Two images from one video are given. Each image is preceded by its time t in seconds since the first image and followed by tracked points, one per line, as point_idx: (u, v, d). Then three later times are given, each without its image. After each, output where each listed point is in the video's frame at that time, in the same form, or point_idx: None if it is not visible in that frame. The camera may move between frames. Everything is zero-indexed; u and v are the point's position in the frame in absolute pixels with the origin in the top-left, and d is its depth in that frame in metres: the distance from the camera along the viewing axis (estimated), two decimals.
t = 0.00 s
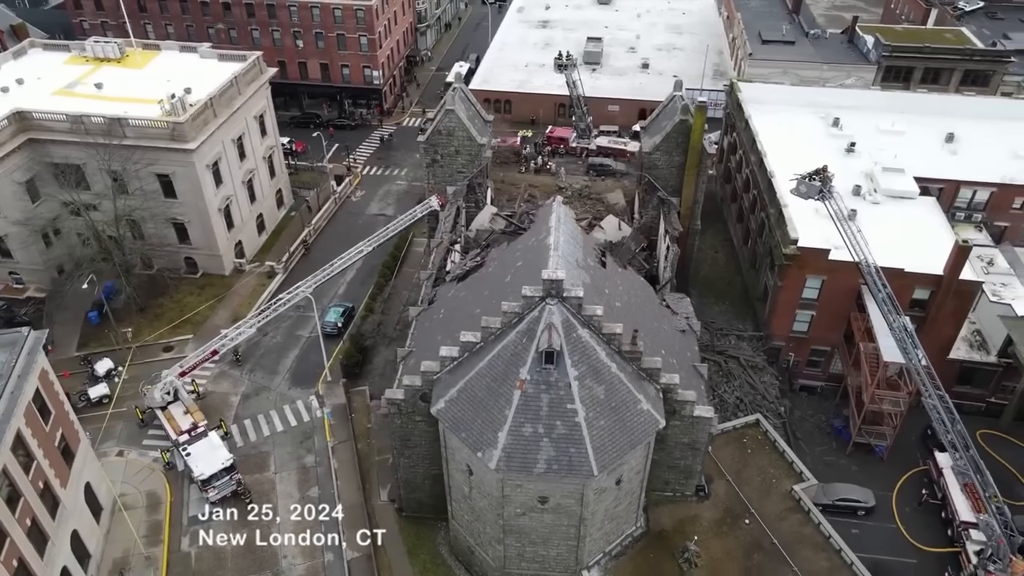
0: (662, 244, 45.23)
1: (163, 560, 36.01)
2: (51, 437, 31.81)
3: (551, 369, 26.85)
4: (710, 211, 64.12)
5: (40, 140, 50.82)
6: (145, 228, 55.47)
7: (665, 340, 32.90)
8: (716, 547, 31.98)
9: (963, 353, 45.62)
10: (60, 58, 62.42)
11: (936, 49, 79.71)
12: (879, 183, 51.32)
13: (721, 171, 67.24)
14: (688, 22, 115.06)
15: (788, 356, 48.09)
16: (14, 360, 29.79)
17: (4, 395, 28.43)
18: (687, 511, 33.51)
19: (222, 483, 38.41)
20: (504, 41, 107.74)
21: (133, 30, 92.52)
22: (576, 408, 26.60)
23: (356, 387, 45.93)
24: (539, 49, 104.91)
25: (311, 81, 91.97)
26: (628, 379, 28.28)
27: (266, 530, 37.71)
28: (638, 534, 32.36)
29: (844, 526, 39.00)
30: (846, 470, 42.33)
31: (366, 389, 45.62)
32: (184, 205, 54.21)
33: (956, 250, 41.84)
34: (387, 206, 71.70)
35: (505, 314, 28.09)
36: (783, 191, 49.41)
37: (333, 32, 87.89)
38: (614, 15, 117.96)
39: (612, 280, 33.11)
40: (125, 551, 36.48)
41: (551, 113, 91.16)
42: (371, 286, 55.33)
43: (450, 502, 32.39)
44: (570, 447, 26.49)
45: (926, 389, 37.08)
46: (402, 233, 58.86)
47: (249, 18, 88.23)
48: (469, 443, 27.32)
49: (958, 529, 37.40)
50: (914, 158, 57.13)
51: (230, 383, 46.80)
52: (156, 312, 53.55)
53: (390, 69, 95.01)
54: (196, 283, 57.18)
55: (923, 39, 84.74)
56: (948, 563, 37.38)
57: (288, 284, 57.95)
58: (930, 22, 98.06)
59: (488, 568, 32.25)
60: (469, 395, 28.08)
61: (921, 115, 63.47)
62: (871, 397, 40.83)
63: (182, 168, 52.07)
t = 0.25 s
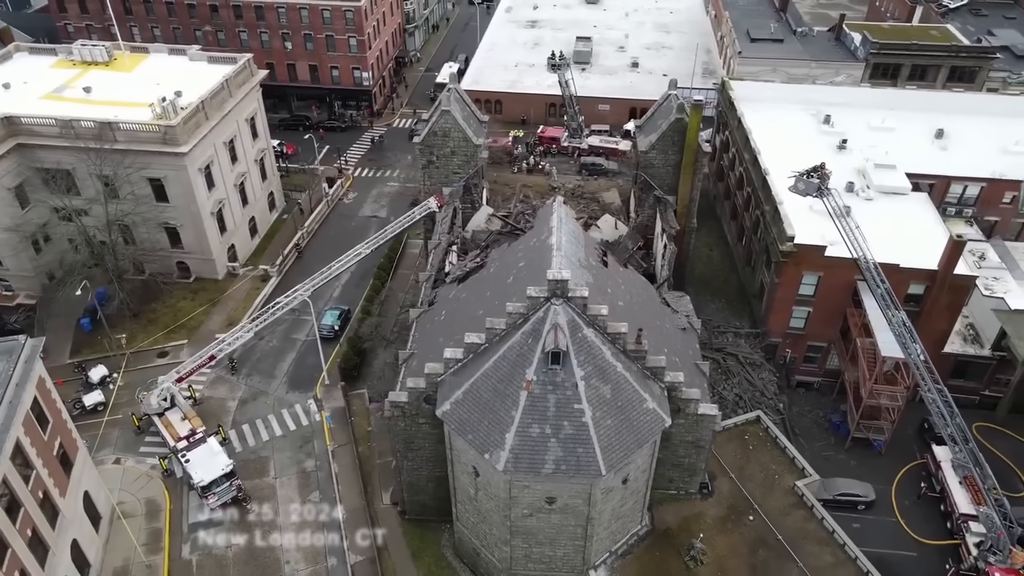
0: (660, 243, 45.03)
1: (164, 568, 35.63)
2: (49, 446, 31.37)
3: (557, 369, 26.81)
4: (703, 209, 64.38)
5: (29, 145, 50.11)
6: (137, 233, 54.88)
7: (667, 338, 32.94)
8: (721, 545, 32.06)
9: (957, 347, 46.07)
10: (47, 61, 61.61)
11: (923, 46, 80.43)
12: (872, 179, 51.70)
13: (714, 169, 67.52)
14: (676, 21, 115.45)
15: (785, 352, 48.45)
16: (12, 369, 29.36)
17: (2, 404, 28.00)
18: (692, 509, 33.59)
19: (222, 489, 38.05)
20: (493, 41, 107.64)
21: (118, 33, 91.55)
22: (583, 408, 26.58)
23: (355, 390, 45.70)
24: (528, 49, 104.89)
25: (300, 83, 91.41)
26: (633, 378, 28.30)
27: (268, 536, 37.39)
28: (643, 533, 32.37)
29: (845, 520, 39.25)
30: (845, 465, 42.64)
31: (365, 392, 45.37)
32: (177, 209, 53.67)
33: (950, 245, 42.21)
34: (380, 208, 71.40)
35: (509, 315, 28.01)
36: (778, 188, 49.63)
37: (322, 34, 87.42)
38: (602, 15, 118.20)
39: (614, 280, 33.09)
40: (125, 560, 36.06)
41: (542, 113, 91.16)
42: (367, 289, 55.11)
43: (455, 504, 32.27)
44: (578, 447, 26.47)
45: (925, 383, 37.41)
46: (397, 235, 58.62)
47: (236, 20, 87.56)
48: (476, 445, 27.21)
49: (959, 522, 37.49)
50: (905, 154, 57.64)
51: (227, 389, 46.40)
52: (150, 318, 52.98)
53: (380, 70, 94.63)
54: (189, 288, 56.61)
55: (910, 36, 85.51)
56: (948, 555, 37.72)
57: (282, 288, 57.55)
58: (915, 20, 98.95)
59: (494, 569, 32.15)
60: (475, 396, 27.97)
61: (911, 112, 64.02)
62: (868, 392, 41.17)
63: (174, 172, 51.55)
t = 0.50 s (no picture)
0: (655, 241, 45.13)
1: None
2: (48, 457, 30.91)
3: (565, 370, 26.79)
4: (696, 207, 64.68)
5: (16, 151, 49.37)
6: (127, 239, 54.25)
7: (670, 336, 33.01)
8: (727, 541, 32.18)
9: (950, 340, 46.56)
10: (31, 66, 60.70)
11: (908, 43, 81.25)
12: (864, 175, 52.12)
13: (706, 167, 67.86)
14: (662, 20, 115.91)
15: (782, 348, 48.77)
16: (10, 379, 28.89)
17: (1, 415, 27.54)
18: (696, 507, 33.69)
19: (222, 497, 37.66)
20: (481, 41, 107.48)
21: (101, 36, 90.44)
22: (591, 408, 26.58)
23: (353, 394, 45.42)
24: (516, 49, 104.84)
25: (287, 85, 90.77)
26: (639, 377, 28.35)
27: (271, 543, 37.06)
28: (649, 532, 32.41)
29: (845, 514, 39.54)
30: (844, 459, 42.98)
31: (363, 395, 45.11)
32: (168, 214, 53.07)
33: (945, 239, 42.64)
34: (372, 210, 71.02)
35: (514, 317, 27.96)
36: (772, 185, 49.90)
37: (309, 36, 86.85)
38: (589, 14, 118.41)
39: (616, 279, 33.11)
40: (125, 570, 35.61)
41: (532, 113, 91.15)
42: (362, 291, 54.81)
43: (461, 507, 32.15)
44: (587, 447, 26.46)
45: (924, 376, 37.75)
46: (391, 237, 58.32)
47: (222, 22, 86.78)
48: (484, 447, 27.12)
49: (958, 513, 38.11)
50: (894, 150, 58.24)
51: (224, 395, 45.95)
52: (142, 324, 52.35)
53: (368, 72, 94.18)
54: (181, 294, 56.02)
55: (894, 34, 86.38)
56: (948, 547, 38.12)
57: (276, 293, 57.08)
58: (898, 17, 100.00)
59: (501, 571, 32.06)
60: (482, 398, 27.88)
61: (899, 108, 64.69)
62: (866, 386, 41.49)
63: (165, 177, 50.96)
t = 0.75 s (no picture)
0: (652, 240, 45.10)
1: None
2: (46, 466, 30.49)
3: (571, 370, 26.75)
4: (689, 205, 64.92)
5: (5, 157, 48.69)
6: (119, 244, 53.65)
7: (672, 335, 33.06)
8: (732, 538, 32.29)
9: (944, 334, 47.02)
10: (17, 70, 59.91)
11: (894, 40, 81.94)
12: (855, 171, 52.55)
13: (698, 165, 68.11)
14: (650, 19, 116.29)
15: (778, 344, 49.05)
16: (8, 388, 28.48)
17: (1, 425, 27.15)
18: (701, 504, 33.78)
19: (222, 503, 37.27)
20: (469, 42, 107.30)
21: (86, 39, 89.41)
22: (597, 408, 26.58)
23: (352, 397, 45.18)
24: (504, 48, 104.77)
25: (276, 87, 90.18)
26: (644, 376, 28.37)
27: (273, 548, 36.76)
28: (654, 530, 32.44)
29: (846, 509, 39.81)
30: (842, 454, 43.30)
31: (362, 398, 44.89)
32: (160, 218, 52.52)
33: (938, 234, 43.09)
34: (365, 212, 70.68)
35: (519, 317, 27.88)
36: (766, 182, 50.16)
37: (298, 37, 86.32)
38: (577, 14, 118.56)
39: (618, 278, 33.10)
40: None
41: (522, 112, 91.11)
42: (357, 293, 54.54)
43: (466, 508, 32.06)
44: (594, 446, 26.45)
45: (922, 370, 38.13)
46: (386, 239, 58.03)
47: (209, 24, 86.08)
48: (491, 449, 27.02)
49: (956, 506, 38.24)
50: (885, 147, 58.76)
51: (220, 400, 45.58)
52: (136, 330, 51.79)
53: (357, 73, 93.76)
54: (174, 298, 55.47)
55: (881, 31, 87.11)
56: (948, 539, 38.40)
57: (270, 296, 56.69)
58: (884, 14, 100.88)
59: (507, 572, 31.99)
60: (488, 399, 27.78)
61: (889, 105, 65.24)
62: (864, 381, 41.81)
63: (157, 181, 50.43)
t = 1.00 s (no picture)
0: (648, 238, 45.27)
1: None
2: (46, 477, 30.05)
3: (579, 370, 26.73)
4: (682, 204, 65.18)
5: None
6: (110, 250, 52.96)
7: (674, 333, 33.11)
8: (737, 535, 32.41)
9: (938, 328, 47.50)
10: (2, 75, 59.01)
11: (880, 37, 82.71)
12: (847, 168, 52.98)
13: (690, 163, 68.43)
14: (637, 18, 116.65)
15: (775, 341, 49.38)
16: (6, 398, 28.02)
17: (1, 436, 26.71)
18: (705, 501, 33.87)
19: (224, 510, 36.89)
20: (457, 42, 107.07)
21: (69, 43, 88.25)
22: (606, 408, 26.58)
23: (351, 401, 44.88)
24: (492, 49, 104.67)
25: (264, 90, 89.53)
26: (651, 375, 28.40)
27: (275, 555, 36.44)
28: (660, 528, 32.49)
29: (846, 503, 40.10)
30: (841, 448, 43.65)
31: (362, 402, 44.61)
32: (152, 223, 51.88)
33: (933, 229, 43.47)
34: (357, 214, 70.29)
35: (525, 318, 27.82)
36: (761, 180, 50.45)
37: (285, 39, 85.71)
38: (564, 14, 118.71)
39: (620, 278, 33.13)
40: None
41: (512, 113, 91.01)
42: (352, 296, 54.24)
43: (472, 510, 31.96)
44: (603, 446, 26.43)
45: (922, 364, 38.51)
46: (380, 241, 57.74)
47: (195, 27, 85.25)
48: (499, 450, 26.93)
49: (955, 498, 38.75)
50: (875, 143, 59.30)
51: (217, 406, 45.13)
52: (129, 336, 51.15)
53: (345, 75, 93.28)
54: (167, 304, 54.82)
55: (866, 28, 87.91)
56: (949, 531, 38.78)
57: (264, 301, 56.25)
58: (868, 11, 101.85)
59: (515, 574, 31.91)
60: (495, 401, 27.70)
61: (877, 102, 65.81)
62: (861, 376, 42.15)
63: (148, 185, 49.83)
